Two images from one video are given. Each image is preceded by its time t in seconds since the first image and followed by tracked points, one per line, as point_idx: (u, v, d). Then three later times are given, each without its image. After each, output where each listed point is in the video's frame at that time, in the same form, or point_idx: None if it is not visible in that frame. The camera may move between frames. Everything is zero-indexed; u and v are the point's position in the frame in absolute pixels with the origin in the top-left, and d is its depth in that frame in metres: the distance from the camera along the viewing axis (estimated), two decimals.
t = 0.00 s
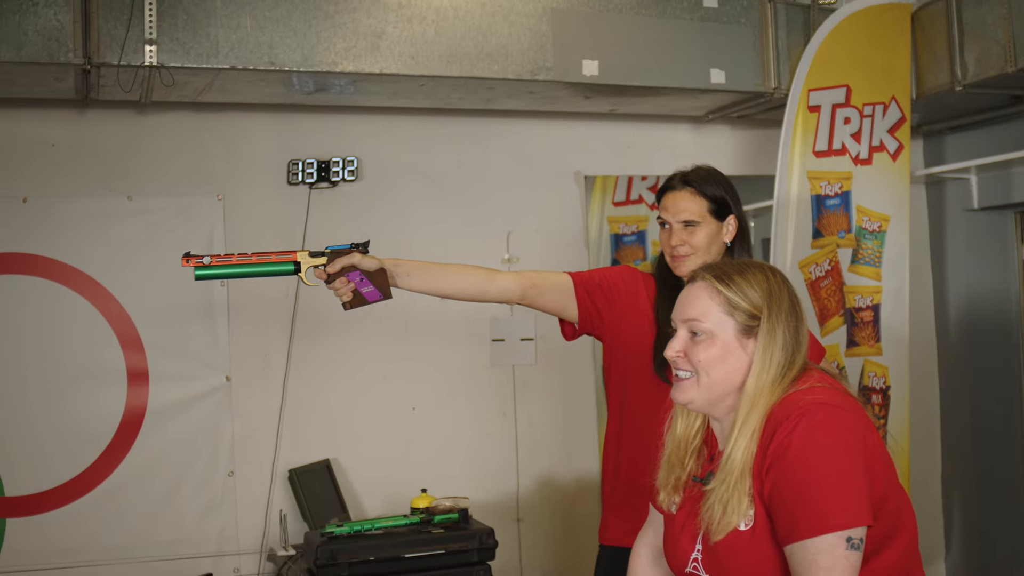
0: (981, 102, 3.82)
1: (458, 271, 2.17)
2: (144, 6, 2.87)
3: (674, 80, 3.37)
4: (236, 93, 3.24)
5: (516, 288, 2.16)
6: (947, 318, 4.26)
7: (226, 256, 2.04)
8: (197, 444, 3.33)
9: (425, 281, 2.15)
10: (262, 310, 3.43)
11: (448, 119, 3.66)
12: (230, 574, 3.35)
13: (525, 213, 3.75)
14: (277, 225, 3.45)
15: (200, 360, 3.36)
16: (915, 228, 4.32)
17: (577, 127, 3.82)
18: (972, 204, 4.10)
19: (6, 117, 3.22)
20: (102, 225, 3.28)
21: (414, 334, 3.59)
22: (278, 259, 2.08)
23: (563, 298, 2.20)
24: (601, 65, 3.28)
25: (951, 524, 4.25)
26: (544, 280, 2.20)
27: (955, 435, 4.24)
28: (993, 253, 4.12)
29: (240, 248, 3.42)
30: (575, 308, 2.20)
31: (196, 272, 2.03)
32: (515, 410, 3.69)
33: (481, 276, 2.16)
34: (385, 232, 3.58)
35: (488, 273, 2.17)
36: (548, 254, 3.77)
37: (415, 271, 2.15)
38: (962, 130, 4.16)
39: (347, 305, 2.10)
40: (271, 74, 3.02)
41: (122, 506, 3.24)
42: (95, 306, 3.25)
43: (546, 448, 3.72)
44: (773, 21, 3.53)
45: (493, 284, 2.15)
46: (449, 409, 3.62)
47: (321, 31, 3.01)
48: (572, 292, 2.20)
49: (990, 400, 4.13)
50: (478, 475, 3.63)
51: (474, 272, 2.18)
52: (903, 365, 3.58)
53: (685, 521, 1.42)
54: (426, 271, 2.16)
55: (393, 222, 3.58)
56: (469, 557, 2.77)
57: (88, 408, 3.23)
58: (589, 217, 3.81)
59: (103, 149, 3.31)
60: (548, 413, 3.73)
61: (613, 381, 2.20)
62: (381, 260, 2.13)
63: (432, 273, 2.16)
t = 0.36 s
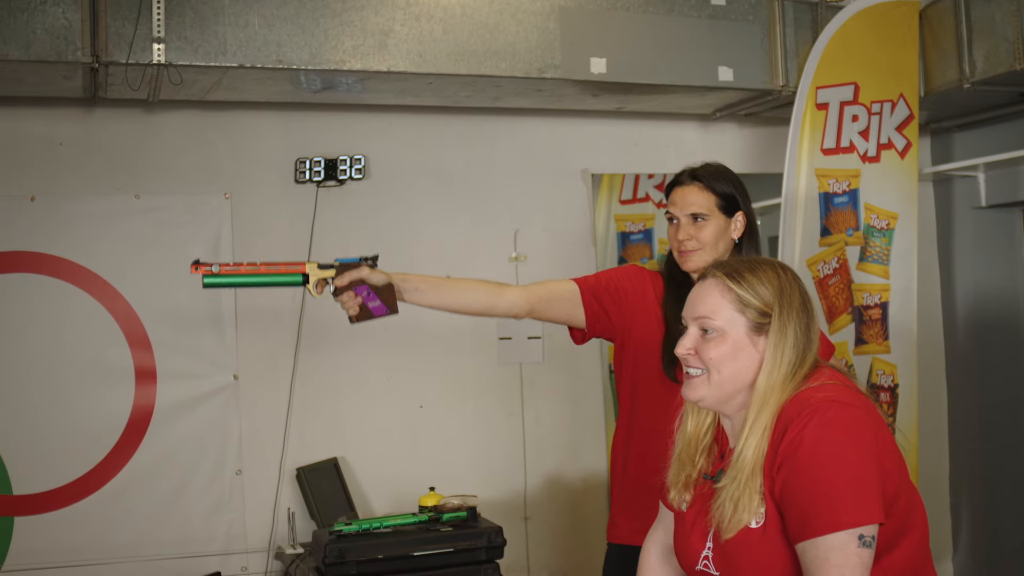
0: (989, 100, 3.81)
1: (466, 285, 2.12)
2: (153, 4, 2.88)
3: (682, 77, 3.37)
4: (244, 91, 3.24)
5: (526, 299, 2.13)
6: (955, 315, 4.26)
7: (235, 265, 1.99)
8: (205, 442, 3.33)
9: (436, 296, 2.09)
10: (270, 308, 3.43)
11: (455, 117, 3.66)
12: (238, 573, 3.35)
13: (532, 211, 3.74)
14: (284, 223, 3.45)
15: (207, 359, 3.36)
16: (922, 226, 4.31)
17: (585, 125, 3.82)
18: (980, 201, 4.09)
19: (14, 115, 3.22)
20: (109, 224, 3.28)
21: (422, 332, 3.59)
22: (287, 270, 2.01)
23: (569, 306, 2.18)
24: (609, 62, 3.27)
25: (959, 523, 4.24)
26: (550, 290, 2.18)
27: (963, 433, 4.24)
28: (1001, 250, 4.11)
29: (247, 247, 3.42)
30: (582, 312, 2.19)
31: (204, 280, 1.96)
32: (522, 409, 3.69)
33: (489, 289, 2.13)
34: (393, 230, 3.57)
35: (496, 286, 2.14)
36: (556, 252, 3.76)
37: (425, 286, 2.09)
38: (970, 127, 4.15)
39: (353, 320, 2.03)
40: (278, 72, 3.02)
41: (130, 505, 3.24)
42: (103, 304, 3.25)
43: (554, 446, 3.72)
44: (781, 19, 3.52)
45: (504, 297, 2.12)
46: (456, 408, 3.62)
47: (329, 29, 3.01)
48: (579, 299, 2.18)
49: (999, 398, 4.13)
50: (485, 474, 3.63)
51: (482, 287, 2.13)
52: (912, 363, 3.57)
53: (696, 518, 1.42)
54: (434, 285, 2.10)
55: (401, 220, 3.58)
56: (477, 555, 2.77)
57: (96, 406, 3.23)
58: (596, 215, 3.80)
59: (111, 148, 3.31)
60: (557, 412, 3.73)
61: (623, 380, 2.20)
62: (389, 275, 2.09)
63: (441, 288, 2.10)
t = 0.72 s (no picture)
0: (995, 97, 3.80)
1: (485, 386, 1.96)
2: (157, 2, 2.87)
3: (687, 75, 3.36)
4: (248, 89, 3.23)
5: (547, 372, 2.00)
6: (960, 313, 4.25)
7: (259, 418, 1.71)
8: (209, 440, 3.33)
9: (461, 409, 1.92)
10: (274, 306, 3.43)
11: (460, 115, 3.65)
12: (243, 571, 3.35)
13: (537, 209, 3.74)
14: (288, 221, 3.45)
15: (212, 357, 3.35)
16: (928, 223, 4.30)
17: (590, 123, 3.81)
18: (986, 199, 4.08)
19: (18, 113, 3.22)
20: (114, 222, 3.27)
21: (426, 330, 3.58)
22: (315, 417, 1.74)
23: (582, 358, 2.07)
24: (614, 60, 3.27)
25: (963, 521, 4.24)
26: (564, 353, 2.05)
27: (968, 432, 4.23)
28: (1007, 248, 4.10)
29: (252, 245, 3.42)
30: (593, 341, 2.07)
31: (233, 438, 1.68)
32: (527, 407, 3.68)
33: (507, 381, 1.98)
34: (397, 227, 3.57)
35: (513, 377, 1.99)
36: (561, 250, 3.76)
37: (449, 404, 1.91)
38: (976, 125, 4.14)
39: (380, 457, 1.83)
40: (283, 70, 3.02)
41: (133, 503, 3.24)
42: (107, 302, 3.25)
43: (559, 444, 3.71)
44: (787, 16, 3.50)
45: (524, 378, 1.99)
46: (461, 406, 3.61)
47: (333, 27, 3.01)
48: (591, 347, 2.08)
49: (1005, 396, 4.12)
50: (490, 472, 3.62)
51: (500, 383, 1.97)
52: (918, 364, 3.59)
53: (703, 517, 1.41)
54: (455, 400, 1.92)
55: (405, 217, 3.58)
56: (482, 553, 2.77)
57: (99, 404, 3.22)
58: (601, 212, 3.79)
59: (115, 146, 3.31)
60: (561, 410, 3.72)
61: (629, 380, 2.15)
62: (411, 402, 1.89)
63: (463, 400, 1.93)
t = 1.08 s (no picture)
0: (1000, 94, 3.79)
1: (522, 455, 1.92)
2: None
3: (690, 72, 3.35)
4: (250, 87, 3.23)
5: (576, 424, 1.95)
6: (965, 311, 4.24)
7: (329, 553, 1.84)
8: (212, 439, 3.32)
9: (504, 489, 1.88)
10: (277, 305, 3.42)
11: (463, 112, 3.64)
12: (246, 570, 3.34)
13: (541, 207, 3.73)
14: (291, 220, 3.44)
15: (215, 355, 3.35)
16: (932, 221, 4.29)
17: (593, 121, 3.80)
18: (990, 197, 4.07)
19: (20, 111, 3.21)
20: (117, 220, 3.27)
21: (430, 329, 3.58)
22: (370, 540, 1.86)
23: (600, 391, 2.01)
24: (617, 57, 3.26)
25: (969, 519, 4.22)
26: (588, 397, 1.98)
27: (973, 430, 4.22)
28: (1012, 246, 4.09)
29: (255, 243, 3.41)
30: (601, 360, 2.01)
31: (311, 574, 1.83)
32: (531, 405, 3.67)
33: (542, 446, 1.93)
34: (400, 225, 3.56)
35: (545, 440, 1.94)
36: (564, 248, 3.75)
37: (492, 489, 1.88)
38: (980, 122, 4.13)
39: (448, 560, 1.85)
40: (286, 67, 3.01)
41: (136, 502, 3.23)
42: (110, 301, 3.24)
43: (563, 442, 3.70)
44: (791, 13, 3.48)
45: (557, 438, 1.94)
46: (464, 404, 3.60)
47: (336, 24, 3.00)
48: (606, 375, 2.02)
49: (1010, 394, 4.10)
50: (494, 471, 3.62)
51: (534, 449, 1.93)
52: (922, 360, 3.55)
53: (743, 501, 1.38)
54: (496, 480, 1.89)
55: (408, 215, 3.57)
56: (485, 552, 2.75)
57: (102, 403, 3.22)
58: (605, 211, 3.77)
59: (117, 144, 3.30)
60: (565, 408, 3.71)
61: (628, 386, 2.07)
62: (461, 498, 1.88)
63: (505, 479, 1.89)
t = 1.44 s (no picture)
0: (1003, 94, 3.78)
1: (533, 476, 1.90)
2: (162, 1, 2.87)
3: (693, 72, 3.35)
4: (253, 87, 3.23)
5: (588, 435, 1.94)
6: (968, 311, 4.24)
7: None
8: (214, 439, 3.33)
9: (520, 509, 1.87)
10: (280, 305, 3.42)
11: (465, 112, 3.64)
12: (249, 570, 3.34)
13: (543, 207, 3.73)
14: (294, 219, 3.44)
15: (217, 355, 3.35)
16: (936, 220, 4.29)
17: (596, 121, 3.80)
18: (993, 196, 4.06)
19: (23, 112, 3.21)
20: (119, 221, 3.27)
21: (432, 329, 3.58)
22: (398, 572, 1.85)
23: (604, 400, 2.01)
24: (620, 57, 3.26)
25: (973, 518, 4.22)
26: (594, 408, 1.98)
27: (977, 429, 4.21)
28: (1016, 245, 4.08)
29: (258, 243, 3.41)
30: (599, 367, 2.01)
31: None
32: (534, 405, 3.67)
33: (555, 463, 1.92)
34: (403, 226, 3.56)
35: (557, 455, 1.92)
36: (567, 248, 3.75)
37: (513, 512, 1.85)
38: (984, 122, 4.12)
39: None
40: (288, 68, 3.01)
41: (139, 502, 3.23)
42: (113, 302, 3.24)
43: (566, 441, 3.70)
44: (795, 14, 3.49)
45: (570, 451, 1.93)
46: (467, 404, 3.60)
47: (339, 25, 3.00)
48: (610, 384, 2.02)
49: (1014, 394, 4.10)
50: (497, 471, 3.61)
51: (548, 466, 1.91)
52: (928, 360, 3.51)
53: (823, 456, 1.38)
54: (516, 500, 1.87)
55: (411, 215, 3.57)
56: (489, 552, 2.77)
57: (105, 403, 3.22)
58: (607, 213, 3.77)
59: (120, 144, 3.30)
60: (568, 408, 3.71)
61: (626, 390, 2.07)
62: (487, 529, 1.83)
63: (523, 500, 1.87)
